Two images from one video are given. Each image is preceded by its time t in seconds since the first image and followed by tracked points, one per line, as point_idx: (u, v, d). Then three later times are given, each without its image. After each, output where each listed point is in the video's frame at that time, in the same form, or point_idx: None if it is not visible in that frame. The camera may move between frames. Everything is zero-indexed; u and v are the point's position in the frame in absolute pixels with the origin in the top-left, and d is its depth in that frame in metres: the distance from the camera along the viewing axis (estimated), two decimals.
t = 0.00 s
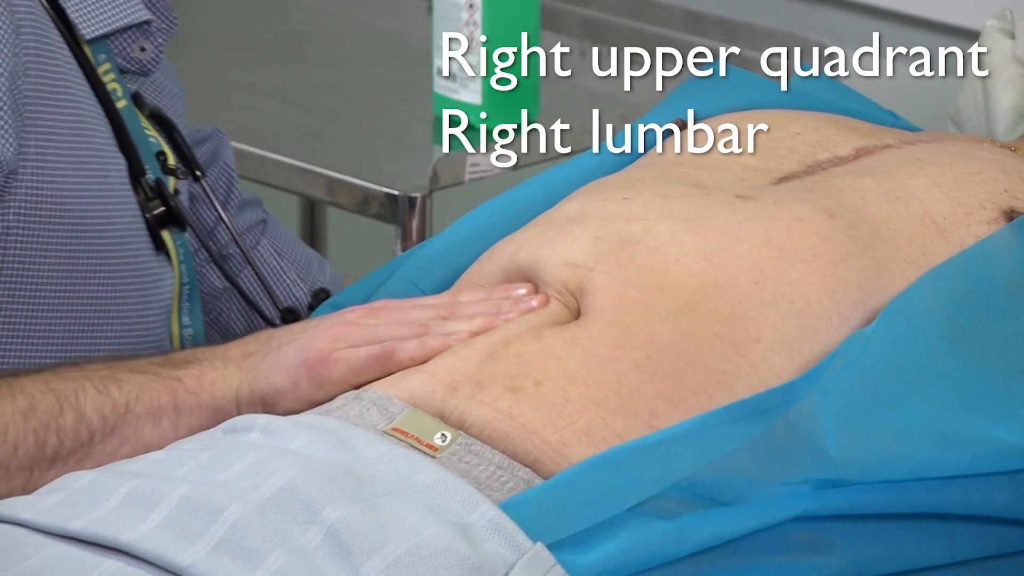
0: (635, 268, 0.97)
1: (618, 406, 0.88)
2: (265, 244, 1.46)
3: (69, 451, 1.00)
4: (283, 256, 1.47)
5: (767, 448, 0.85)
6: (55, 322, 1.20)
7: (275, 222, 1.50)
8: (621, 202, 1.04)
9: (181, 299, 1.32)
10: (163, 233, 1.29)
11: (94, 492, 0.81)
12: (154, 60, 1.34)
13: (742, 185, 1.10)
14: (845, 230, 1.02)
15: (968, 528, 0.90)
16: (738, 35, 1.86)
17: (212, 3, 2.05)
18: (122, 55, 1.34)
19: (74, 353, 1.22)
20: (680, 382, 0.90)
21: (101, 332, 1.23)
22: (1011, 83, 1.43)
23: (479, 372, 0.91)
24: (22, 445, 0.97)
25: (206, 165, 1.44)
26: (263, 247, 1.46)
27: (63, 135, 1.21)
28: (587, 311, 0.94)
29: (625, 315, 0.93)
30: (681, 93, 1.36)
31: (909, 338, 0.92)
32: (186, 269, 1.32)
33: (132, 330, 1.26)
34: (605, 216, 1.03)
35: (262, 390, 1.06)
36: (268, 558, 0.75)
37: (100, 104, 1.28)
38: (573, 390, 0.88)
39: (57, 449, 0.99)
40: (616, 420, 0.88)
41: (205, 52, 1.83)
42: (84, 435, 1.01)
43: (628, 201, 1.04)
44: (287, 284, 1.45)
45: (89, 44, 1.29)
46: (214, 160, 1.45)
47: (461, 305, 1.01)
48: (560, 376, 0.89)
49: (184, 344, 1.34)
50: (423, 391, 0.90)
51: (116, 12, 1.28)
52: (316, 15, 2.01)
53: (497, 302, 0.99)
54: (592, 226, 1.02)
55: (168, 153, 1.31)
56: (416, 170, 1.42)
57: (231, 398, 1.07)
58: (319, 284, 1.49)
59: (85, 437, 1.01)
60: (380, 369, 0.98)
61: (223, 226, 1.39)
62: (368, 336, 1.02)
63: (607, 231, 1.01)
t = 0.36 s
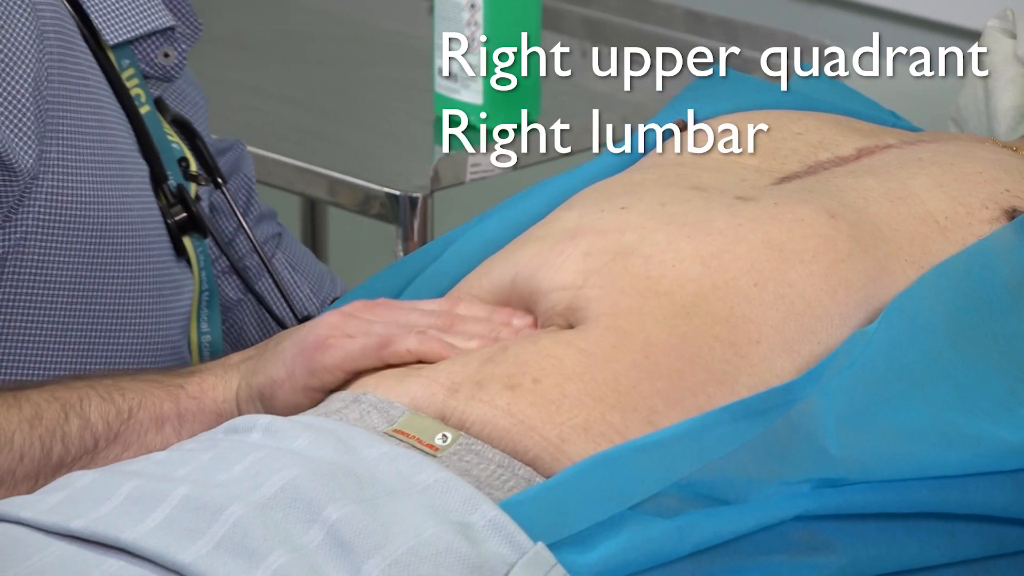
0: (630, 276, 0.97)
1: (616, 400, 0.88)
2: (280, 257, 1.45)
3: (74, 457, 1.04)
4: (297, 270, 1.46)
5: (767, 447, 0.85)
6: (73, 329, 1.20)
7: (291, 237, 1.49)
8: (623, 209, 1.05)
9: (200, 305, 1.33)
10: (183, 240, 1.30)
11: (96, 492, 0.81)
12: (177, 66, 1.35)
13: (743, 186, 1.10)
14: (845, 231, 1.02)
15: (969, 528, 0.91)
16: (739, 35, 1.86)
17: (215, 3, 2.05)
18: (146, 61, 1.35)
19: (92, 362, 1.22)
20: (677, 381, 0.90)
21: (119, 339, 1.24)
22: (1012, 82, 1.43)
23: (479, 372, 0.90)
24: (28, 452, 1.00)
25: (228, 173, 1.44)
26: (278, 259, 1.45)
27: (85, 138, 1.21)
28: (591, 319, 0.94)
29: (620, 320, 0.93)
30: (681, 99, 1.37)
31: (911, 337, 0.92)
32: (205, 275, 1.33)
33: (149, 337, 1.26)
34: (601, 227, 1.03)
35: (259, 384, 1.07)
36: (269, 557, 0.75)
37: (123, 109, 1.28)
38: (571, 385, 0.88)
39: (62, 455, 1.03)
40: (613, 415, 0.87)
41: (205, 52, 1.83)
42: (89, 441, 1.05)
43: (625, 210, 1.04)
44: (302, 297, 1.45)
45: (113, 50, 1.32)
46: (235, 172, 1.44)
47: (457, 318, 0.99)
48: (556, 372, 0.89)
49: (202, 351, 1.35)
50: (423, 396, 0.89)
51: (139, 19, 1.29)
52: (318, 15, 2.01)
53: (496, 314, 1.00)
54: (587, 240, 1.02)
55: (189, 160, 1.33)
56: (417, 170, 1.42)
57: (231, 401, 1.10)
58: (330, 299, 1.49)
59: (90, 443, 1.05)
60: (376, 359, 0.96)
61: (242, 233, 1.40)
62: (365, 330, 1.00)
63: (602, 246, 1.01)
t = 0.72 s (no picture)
0: (616, 279, 0.97)
1: (609, 397, 0.88)
2: (288, 265, 1.46)
3: (70, 459, 1.04)
4: (304, 279, 1.47)
5: (766, 448, 0.85)
6: (80, 331, 1.21)
7: (298, 244, 1.50)
8: (618, 216, 1.05)
9: (210, 309, 1.34)
10: (193, 241, 1.30)
11: (94, 492, 0.81)
12: (189, 69, 1.34)
13: (739, 187, 1.10)
14: (840, 231, 1.02)
15: (969, 527, 0.91)
16: (740, 35, 1.86)
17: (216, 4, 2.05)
18: (158, 63, 1.34)
19: (99, 364, 1.23)
20: (670, 379, 0.90)
21: (125, 341, 1.24)
22: (1013, 82, 1.43)
23: (473, 374, 0.90)
24: (24, 455, 1.00)
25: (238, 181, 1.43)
26: (285, 268, 1.46)
27: (95, 141, 1.21)
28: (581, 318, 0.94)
29: (607, 320, 0.93)
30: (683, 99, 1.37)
31: (911, 337, 0.92)
32: (216, 278, 1.34)
33: (155, 339, 1.27)
34: (588, 237, 1.03)
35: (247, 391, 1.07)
36: (268, 556, 0.75)
37: (134, 112, 1.28)
38: (563, 382, 0.88)
39: (58, 458, 1.03)
40: (608, 413, 0.87)
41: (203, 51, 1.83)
42: (85, 443, 1.05)
43: (617, 216, 1.05)
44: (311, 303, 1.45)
45: (124, 53, 1.29)
46: (245, 179, 1.44)
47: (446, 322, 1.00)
48: (549, 370, 0.89)
49: (212, 355, 1.36)
50: (420, 397, 0.90)
51: (151, 22, 1.28)
52: (318, 15, 2.01)
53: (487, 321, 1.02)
54: (575, 250, 1.02)
55: (201, 161, 1.33)
56: (417, 170, 1.42)
57: (228, 402, 1.09)
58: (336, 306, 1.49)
59: (86, 445, 1.05)
60: (367, 348, 0.96)
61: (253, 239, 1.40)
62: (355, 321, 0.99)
63: (592, 252, 1.01)
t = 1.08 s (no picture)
0: (639, 279, 0.97)
1: (623, 403, 0.88)
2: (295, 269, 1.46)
3: (84, 457, 1.04)
4: (311, 283, 1.47)
5: (772, 449, 0.85)
6: (91, 332, 1.20)
7: (303, 250, 1.50)
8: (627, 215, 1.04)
9: (222, 309, 1.35)
10: (206, 242, 1.30)
11: (100, 491, 0.81)
12: (201, 69, 1.32)
13: (746, 188, 1.10)
14: (848, 233, 1.02)
15: (973, 529, 0.91)
16: (741, 35, 1.86)
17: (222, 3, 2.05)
18: (170, 63, 1.32)
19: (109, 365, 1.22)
20: (685, 381, 0.90)
21: (136, 342, 1.24)
22: (1016, 82, 1.43)
23: (488, 376, 0.90)
24: (39, 451, 1.00)
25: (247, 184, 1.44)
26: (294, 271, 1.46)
27: (108, 141, 1.21)
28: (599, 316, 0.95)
29: (628, 322, 0.93)
30: (684, 98, 1.37)
31: (916, 338, 0.92)
32: (227, 279, 1.34)
33: (166, 340, 1.26)
34: (607, 232, 1.03)
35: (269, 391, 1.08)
36: (273, 558, 0.75)
37: (145, 112, 1.28)
38: (577, 388, 0.88)
39: (72, 456, 1.03)
40: (620, 419, 0.87)
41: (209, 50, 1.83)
42: (99, 441, 1.05)
43: (629, 214, 1.04)
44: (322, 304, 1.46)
45: (137, 52, 1.29)
46: (254, 183, 1.45)
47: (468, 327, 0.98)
48: (564, 376, 0.89)
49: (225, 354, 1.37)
50: (431, 397, 0.90)
51: (164, 21, 1.27)
52: (323, 15, 2.01)
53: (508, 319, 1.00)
54: (592, 244, 1.01)
55: (213, 162, 1.33)
56: (420, 170, 1.42)
57: (243, 400, 1.10)
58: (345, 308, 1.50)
59: (100, 442, 1.05)
60: (390, 359, 0.96)
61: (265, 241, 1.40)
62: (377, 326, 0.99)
63: (607, 251, 1.00)
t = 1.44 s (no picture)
0: (642, 281, 0.97)
1: (628, 405, 0.88)
2: (298, 270, 1.46)
3: (85, 458, 1.04)
4: (314, 284, 1.47)
5: (774, 450, 0.85)
6: (95, 333, 1.21)
7: (307, 253, 1.50)
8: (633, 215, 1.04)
9: (227, 311, 1.35)
10: (209, 242, 1.29)
11: (101, 492, 0.81)
12: (206, 71, 1.30)
13: (750, 190, 1.10)
14: (853, 234, 1.02)
15: (975, 529, 0.91)
16: (742, 35, 1.86)
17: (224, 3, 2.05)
18: (176, 64, 1.31)
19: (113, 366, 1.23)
20: (689, 385, 0.90)
21: (140, 343, 1.24)
22: (1017, 83, 1.43)
23: (491, 379, 0.90)
24: (39, 452, 1.00)
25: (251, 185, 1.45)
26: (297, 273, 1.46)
27: (114, 143, 1.21)
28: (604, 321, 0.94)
29: (636, 325, 0.93)
30: (686, 97, 1.38)
31: (918, 338, 0.92)
32: (232, 281, 1.34)
33: (172, 342, 1.26)
34: (612, 233, 1.02)
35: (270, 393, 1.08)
36: (275, 558, 0.75)
37: (151, 114, 1.28)
38: (583, 393, 0.88)
39: (73, 457, 1.02)
40: (623, 420, 0.87)
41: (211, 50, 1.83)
42: (100, 441, 1.05)
43: (634, 216, 1.04)
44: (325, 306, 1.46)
45: (142, 53, 1.29)
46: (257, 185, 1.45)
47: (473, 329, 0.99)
48: (569, 379, 0.89)
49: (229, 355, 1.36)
50: (433, 399, 0.90)
51: (169, 22, 1.26)
52: (326, 16, 2.00)
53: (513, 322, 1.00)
54: (598, 247, 1.01)
55: (218, 164, 1.32)
56: (421, 170, 1.42)
57: (245, 401, 1.10)
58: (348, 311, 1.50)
59: (101, 442, 1.05)
60: (396, 368, 0.96)
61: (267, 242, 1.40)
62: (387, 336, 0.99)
63: (614, 254, 0.99)
